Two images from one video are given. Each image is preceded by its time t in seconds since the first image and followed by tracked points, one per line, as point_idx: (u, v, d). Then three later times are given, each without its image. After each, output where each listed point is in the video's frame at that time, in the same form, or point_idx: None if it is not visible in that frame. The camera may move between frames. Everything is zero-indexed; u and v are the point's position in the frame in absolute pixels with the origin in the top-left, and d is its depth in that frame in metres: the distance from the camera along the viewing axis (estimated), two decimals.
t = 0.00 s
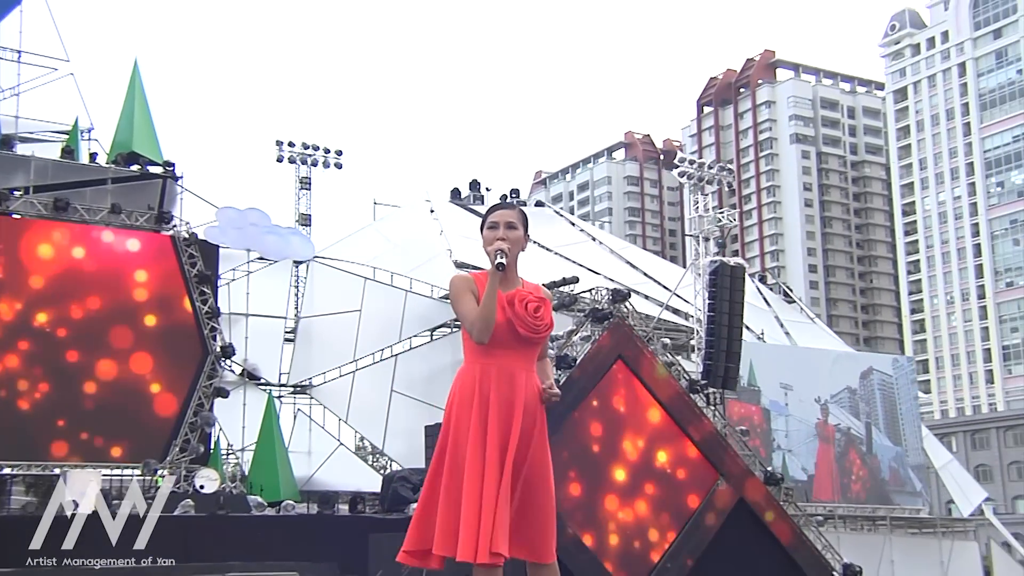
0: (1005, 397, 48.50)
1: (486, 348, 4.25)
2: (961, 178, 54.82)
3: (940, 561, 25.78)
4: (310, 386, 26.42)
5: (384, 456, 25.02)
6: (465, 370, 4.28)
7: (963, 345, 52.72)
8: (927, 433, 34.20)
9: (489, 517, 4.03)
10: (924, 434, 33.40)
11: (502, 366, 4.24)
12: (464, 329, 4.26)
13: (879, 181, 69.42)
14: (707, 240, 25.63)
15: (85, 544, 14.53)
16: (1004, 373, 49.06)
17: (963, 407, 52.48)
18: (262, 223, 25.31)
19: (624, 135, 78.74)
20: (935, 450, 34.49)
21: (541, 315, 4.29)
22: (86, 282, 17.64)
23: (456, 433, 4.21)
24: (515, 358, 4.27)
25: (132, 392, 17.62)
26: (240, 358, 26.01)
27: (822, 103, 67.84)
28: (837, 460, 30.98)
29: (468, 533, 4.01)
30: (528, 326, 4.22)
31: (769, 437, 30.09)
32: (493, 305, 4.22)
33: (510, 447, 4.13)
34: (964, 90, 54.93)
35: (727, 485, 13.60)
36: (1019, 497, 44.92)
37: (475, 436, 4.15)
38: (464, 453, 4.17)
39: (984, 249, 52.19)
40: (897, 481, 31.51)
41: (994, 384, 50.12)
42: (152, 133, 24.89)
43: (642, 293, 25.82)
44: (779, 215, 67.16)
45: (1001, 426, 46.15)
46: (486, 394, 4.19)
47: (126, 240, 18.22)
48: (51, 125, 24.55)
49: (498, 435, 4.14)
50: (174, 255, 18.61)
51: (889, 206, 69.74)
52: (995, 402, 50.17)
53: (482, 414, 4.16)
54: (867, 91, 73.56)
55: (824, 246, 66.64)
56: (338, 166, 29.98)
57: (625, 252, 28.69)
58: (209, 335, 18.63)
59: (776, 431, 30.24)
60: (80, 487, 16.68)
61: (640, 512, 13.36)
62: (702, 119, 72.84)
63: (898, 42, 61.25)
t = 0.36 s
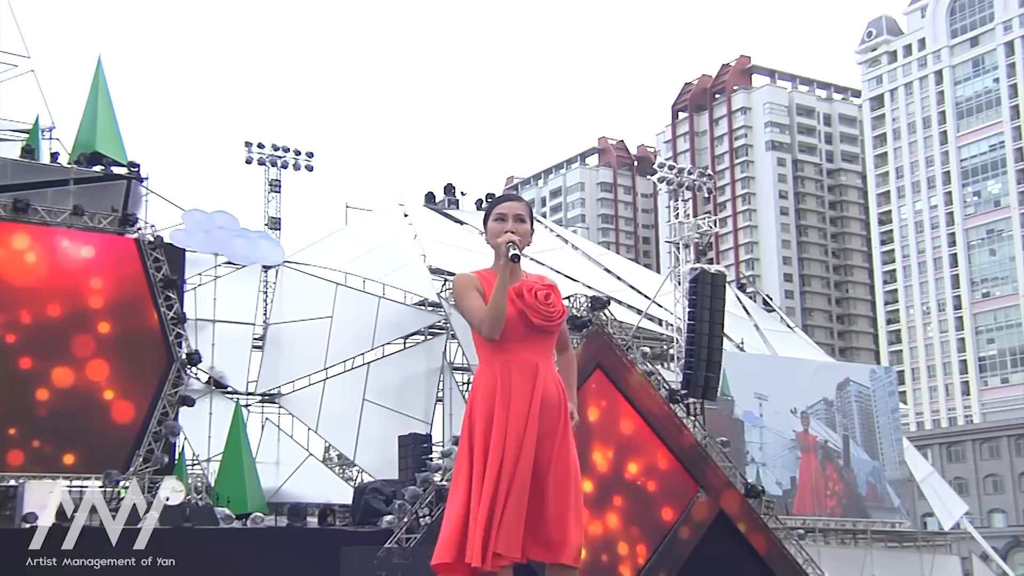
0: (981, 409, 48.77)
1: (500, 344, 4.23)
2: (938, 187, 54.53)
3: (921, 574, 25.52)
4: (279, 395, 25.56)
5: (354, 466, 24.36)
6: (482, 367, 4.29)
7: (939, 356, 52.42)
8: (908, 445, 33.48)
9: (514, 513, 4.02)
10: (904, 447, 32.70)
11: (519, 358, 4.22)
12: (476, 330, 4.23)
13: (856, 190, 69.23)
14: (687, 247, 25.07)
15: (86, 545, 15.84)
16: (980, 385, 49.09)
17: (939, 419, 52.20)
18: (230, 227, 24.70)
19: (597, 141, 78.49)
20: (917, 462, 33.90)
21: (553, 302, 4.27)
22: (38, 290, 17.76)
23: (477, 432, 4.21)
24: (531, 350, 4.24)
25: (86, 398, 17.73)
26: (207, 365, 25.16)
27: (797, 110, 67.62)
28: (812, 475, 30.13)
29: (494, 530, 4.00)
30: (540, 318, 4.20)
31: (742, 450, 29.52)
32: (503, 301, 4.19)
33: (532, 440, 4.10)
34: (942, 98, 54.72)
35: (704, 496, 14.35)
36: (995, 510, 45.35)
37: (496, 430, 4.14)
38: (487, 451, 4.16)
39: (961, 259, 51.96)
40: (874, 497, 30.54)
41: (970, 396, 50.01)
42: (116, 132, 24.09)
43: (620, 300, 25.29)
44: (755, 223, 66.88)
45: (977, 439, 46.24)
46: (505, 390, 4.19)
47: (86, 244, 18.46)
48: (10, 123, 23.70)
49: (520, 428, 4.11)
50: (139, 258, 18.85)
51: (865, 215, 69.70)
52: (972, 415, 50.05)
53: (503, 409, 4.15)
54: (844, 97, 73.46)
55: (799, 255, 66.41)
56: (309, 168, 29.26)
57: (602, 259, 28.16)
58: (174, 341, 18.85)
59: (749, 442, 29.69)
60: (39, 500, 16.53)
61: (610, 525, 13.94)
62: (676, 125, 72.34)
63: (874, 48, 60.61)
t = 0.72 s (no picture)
0: (955, 424, 49.33)
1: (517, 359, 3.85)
2: (913, 199, 54.43)
3: None
4: (247, 407, 24.69)
5: (323, 480, 23.68)
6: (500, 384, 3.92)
7: (913, 371, 52.34)
8: (886, 459, 33.00)
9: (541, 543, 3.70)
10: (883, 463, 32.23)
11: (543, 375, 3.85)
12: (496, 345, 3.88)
13: (830, 202, 68.94)
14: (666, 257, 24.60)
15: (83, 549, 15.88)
16: (954, 399, 49.55)
17: (913, 433, 52.24)
18: (198, 232, 24.03)
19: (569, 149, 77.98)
20: (896, 478, 33.45)
21: (577, 313, 3.85)
22: None
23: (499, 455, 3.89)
24: (554, 367, 3.86)
25: (37, 410, 18.14)
26: (171, 375, 24.29)
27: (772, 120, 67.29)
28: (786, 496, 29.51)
29: (521, 568, 3.71)
30: (567, 340, 3.76)
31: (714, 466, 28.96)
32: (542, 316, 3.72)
33: (561, 467, 3.78)
34: (917, 109, 54.73)
35: (681, 512, 16.48)
36: (969, 527, 45.47)
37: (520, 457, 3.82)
38: (509, 478, 3.85)
39: (936, 272, 52.06)
40: (849, 517, 30.12)
41: (944, 411, 50.26)
42: (80, 135, 23.30)
43: (597, 311, 24.78)
44: (729, 233, 66.26)
45: (950, 454, 46.54)
46: (526, 409, 3.84)
47: (50, 252, 18.99)
48: None
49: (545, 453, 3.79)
50: (104, 267, 19.34)
51: (840, 227, 69.41)
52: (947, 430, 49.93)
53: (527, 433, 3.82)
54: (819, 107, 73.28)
55: (773, 266, 66.02)
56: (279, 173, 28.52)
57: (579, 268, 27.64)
58: (137, 350, 19.37)
59: (720, 458, 29.15)
60: None
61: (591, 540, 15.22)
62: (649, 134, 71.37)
63: (849, 58, 60.06)
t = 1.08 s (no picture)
0: (928, 439, 49.52)
1: (551, 379, 3.77)
2: (886, 212, 54.43)
3: None
4: (212, 419, 23.98)
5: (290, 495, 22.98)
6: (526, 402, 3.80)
7: (886, 386, 52.18)
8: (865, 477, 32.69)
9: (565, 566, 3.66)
10: (859, 482, 31.84)
11: (570, 396, 3.81)
12: (533, 358, 3.75)
13: (803, 214, 68.66)
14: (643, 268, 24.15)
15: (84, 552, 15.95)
16: (927, 415, 49.88)
17: (886, 449, 52.15)
18: (161, 239, 23.37)
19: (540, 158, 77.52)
20: (874, 494, 33.16)
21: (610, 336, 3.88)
22: None
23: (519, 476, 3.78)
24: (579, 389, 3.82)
25: None
26: (133, 387, 23.54)
27: (745, 130, 66.93)
28: (759, 518, 29.20)
29: None
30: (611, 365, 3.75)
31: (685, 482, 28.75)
32: (592, 341, 3.70)
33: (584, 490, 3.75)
34: (890, 121, 54.81)
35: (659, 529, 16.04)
36: (942, 544, 45.65)
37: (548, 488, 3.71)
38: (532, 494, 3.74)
39: (909, 286, 52.28)
40: (823, 540, 29.82)
41: (918, 426, 50.29)
42: (41, 137, 22.53)
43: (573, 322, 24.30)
44: (701, 245, 65.80)
45: (924, 470, 46.71)
46: (554, 428, 3.77)
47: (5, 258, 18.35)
48: None
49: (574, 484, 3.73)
50: (64, 275, 18.65)
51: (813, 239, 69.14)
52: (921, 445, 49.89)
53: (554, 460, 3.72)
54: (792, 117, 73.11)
55: (746, 279, 65.74)
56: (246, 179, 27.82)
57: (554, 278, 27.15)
58: (98, 362, 18.60)
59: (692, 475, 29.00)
60: None
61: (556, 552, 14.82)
62: (621, 143, 70.71)
63: (823, 68, 59.66)
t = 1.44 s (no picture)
0: (890, 453, 49.79)
1: (584, 390, 3.53)
2: (850, 223, 54.83)
3: None
4: (167, 430, 23.23)
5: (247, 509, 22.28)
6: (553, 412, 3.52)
7: (849, 399, 52.49)
8: (832, 490, 32.70)
9: None
10: (823, 499, 31.82)
11: (598, 410, 3.59)
12: (572, 362, 3.50)
13: (767, 224, 68.42)
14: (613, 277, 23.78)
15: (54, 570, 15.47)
16: (889, 428, 50.34)
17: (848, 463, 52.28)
18: (117, 243, 22.55)
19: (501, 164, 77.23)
20: (842, 507, 33.16)
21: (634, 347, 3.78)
22: None
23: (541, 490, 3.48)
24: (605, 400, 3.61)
25: None
26: (85, 396, 22.87)
27: (709, 138, 66.76)
28: (719, 534, 28.90)
29: None
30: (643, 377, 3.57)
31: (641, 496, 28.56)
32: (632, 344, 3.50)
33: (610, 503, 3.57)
34: (855, 132, 55.10)
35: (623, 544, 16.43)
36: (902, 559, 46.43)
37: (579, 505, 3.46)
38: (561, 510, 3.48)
39: (873, 297, 52.65)
40: (785, 558, 29.77)
41: (880, 440, 50.56)
42: None
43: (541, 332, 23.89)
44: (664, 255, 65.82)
45: (886, 484, 47.51)
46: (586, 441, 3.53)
47: None
48: None
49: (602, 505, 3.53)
50: (13, 279, 17.76)
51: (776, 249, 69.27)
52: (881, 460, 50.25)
53: (582, 477, 3.49)
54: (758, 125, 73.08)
55: (709, 289, 65.82)
56: (205, 181, 27.13)
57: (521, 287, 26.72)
58: (50, 371, 17.72)
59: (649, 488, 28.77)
60: None
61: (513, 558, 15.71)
62: (584, 150, 70.47)
63: (788, 77, 59.67)
